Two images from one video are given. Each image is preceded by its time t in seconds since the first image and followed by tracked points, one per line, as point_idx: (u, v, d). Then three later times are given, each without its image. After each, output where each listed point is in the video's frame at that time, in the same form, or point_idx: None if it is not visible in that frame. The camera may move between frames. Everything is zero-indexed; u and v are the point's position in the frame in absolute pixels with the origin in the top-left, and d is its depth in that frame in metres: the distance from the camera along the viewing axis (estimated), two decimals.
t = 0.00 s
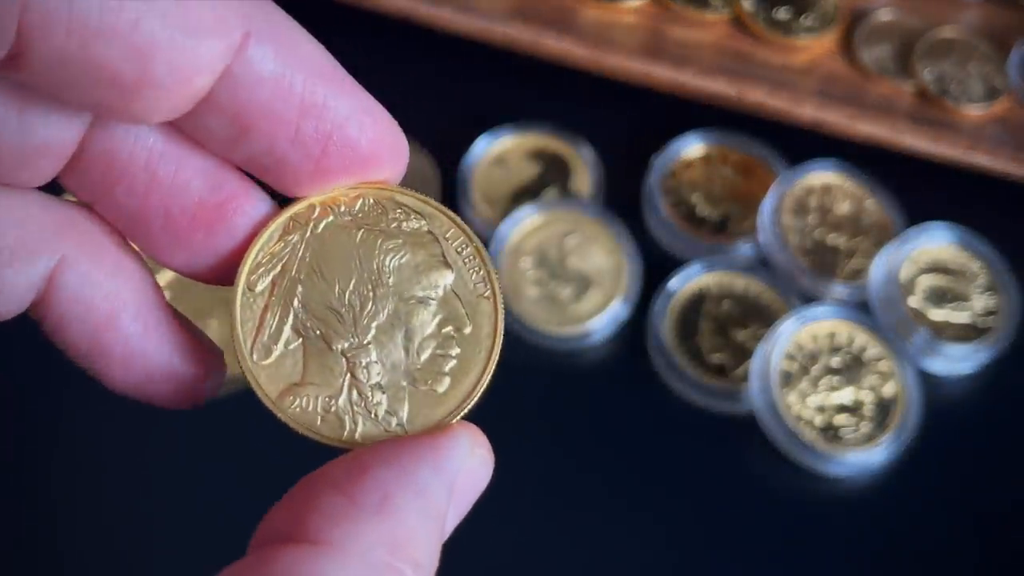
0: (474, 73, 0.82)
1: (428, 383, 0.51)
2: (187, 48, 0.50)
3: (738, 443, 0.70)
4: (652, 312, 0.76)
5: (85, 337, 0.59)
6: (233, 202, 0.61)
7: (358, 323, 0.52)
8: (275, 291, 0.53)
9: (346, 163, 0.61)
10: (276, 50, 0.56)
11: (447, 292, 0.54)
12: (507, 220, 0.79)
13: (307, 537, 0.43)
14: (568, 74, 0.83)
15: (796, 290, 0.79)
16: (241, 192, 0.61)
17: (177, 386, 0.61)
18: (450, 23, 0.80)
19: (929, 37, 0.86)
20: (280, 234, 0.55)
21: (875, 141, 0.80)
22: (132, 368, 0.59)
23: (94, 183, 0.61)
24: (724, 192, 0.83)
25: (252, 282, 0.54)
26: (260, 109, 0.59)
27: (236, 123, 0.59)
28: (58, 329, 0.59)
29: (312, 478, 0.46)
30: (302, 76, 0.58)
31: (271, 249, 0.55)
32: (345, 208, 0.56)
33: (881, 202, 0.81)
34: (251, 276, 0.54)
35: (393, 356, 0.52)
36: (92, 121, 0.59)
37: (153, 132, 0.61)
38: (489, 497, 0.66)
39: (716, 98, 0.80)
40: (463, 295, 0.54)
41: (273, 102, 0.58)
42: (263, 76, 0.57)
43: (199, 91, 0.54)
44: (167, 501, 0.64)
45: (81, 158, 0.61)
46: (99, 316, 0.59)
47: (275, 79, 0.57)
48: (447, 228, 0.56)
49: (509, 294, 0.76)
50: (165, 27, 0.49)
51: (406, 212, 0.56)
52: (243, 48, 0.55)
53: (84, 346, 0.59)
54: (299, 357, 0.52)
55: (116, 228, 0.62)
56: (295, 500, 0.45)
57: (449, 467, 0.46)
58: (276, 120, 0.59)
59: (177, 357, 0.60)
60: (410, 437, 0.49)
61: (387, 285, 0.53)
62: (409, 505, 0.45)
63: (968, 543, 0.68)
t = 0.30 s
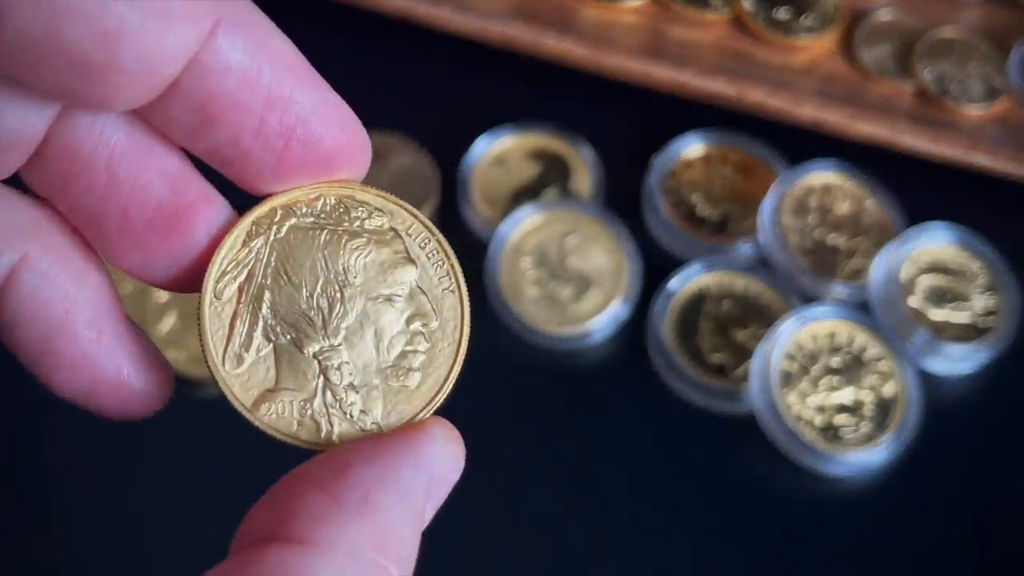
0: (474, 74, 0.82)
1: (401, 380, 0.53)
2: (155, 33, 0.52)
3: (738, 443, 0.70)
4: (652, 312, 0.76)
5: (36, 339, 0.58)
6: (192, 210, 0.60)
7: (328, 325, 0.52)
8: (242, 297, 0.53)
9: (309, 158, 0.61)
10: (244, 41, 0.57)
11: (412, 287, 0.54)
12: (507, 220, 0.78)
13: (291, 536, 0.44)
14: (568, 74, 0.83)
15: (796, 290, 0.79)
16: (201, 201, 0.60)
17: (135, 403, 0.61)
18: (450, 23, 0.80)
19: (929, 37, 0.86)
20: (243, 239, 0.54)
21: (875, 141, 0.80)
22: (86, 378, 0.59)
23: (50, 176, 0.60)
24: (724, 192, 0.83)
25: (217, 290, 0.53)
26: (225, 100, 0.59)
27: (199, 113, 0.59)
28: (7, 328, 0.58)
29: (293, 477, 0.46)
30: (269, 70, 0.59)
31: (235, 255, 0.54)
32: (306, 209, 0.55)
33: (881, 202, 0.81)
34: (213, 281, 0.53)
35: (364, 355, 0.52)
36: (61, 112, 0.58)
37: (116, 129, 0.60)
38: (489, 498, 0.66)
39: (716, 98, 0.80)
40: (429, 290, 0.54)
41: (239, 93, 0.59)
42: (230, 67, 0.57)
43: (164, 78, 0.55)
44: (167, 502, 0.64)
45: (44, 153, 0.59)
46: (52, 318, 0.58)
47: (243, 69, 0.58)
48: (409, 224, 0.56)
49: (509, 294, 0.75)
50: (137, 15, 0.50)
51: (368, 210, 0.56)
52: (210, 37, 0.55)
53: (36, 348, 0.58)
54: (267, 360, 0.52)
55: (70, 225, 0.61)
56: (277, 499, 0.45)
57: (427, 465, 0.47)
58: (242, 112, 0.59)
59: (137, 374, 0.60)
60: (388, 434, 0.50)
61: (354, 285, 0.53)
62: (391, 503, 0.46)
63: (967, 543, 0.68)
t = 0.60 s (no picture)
0: (474, 74, 0.82)
1: (380, 380, 0.53)
2: (156, 32, 0.52)
3: (737, 443, 0.70)
4: (652, 312, 0.76)
5: (23, 328, 0.58)
6: (176, 205, 0.60)
7: (311, 323, 0.52)
8: (227, 290, 0.53)
9: (302, 156, 0.61)
10: (241, 39, 0.57)
11: (397, 289, 0.54)
12: (507, 220, 0.78)
13: (277, 542, 0.44)
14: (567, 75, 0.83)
15: (796, 290, 0.79)
16: (185, 195, 0.60)
17: (122, 394, 0.60)
18: (450, 22, 0.80)
19: (930, 37, 0.86)
20: (231, 232, 0.54)
21: (876, 141, 0.80)
22: (71, 367, 0.59)
23: (35, 166, 0.59)
24: (724, 192, 0.83)
25: (202, 283, 0.53)
26: (220, 95, 0.59)
27: (194, 109, 0.59)
28: None
29: (275, 481, 0.46)
30: (266, 67, 0.59)
31: (223, 248, 0.54)
32: (296, 205, 0.55)
33: (881, 202, 0.81)
34: (200, 273, 0.53)
35: (346, 353, 0.52)
36: (48, 104, 0.58)
37: (105, 122, 0.60)
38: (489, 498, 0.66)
39: (716, 98, 0.80)
40: (413, 292, 0.54)
41: (235, 89, 0.59)
42: (227, 63, 0.57)
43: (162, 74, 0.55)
44: (167, 502, 0.65)
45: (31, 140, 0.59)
46: (40, 306, 0.58)
47: (239, 66, 0.58)
48: (399, 226, 0.56)
49: (509, 294, 0.75)
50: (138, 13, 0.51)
51: (357, 209, 0.55)
52: (208, 33, 0.56)
53: (22, 339, 0.58)
54: (252, 355, 0.52)
55: (52, 215, 0.60)
56: (260, 504, 0.46)
57: (409, 465, 0.48)
58: (238, 108, 0.59)
59: (124, 364, 0.60)
60: (364, 435, 0.50)
61: (340, 285, 0.53)
62: (374, 504, 0.46)
63: (967, 543, 0.68)
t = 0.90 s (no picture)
0: (474, 75, 0.82)
1: (375, 385, 0.53)
2: (157, 34, 0.52)
3: (738, 443, 0.70)
4: (652, 312, 0.76)
5: (20, 326, 0.58)
6: (172, 208, 0.60)
7: (307, 325, 0.52)
8: (225, 290, 0.53)
9: (302, 158, 0.61)
10: (241, 41, 0.57)
11: (394, 293, 0.54)
12: (507, 220, 0.78)
13: (274, 548, 0.44)
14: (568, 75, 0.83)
15: (796, 290, 0.79)
16: (182, 199, 0.60)
17: (118, 395, 0.61)
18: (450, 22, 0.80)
19: (930, 37, 0.86)
20: (230, 233, 0.54)
21: (876, 141, 0.80)
22: (69, 365, 0.59)
23: (33, 165, 0.59)
24: (724, 192, 0.83)
25: (201, 284, 0.53)
26: (221, 97, 0.59)
27: (194, 111, 0.59)
28: None
29: (272, 486, 0.47)
30: (268, 69, 0.59)
31: (221, 249, 0.54)
32: (295, 207, 0.55)
33: (881, 201, 0.81)
34: (197, 272, 0.54)
35: (341, 357, 0.52)
36: (48, 103, 0.57)
37: (103, 123, 0.59)
38: (490, 498, 0.66)
39: (716, 99, 0.80)
40: (409, 296, 0.54)
41: (236, 92, 0.59)
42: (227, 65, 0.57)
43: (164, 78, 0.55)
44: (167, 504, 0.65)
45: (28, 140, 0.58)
46: (35, 307, 0.58)
47: (240, 68, 0.58)
48: (397, 229, 0.55)
49: (510, 294, 0.75)
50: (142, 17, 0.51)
51: (356, 213, 0.55)
52: (210, 36, 0.56)
53: (19, 338, 0.59)
54: (247, 356, 0.52)
55: (51, 216, 0.61)
56: (257, 507, 0.46)
57: (404, 468, 0.48)
58: (239, 111, 0.59)
59: (120, 365, 0.61)
60: (359, 438, 0.50)
61: (337, 288, 0.53)
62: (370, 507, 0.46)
63: (967, 543, 0.68)
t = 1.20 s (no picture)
0: (473, 74, 0.82)
1: (368, 395, 0.53)
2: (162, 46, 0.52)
3: (737, 443, 0.70)
4: (652, 312, 0.76)
5: (22, 333, 0.59)
6: (174, 214, 0.59)
7: (305, 332, 0.52)
8: (225, 294, 0.53)
9: (308, 168, 0.61)
10: (249, 52, 0.57)
11: (391, 303, 0.54)
12: (507, 220, 0.78)
13: (274, 559, 0.44)
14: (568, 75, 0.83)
15: (796, 290, 0.79)
16: (185, 204, 0.60)
17: (119, 400, 0.61)
18: (450, 22, 0.80)
19: (930, 37, 0.86)
20: (232, 238, 0.54)
21: (876, 141, 0.80)
22: (70, 369, 0.59)
23: (37, 172, 0.59)
24: (724, 192, 0.83)
25: (202, 286, 0.53)
26: (229, 107, 0.59)
27: (202, 120, 0.59)
28: None
29: (269, 500, 0.47)
30: (276, 80, 0.59)
31: (223, 253, 0.54)
32: (298, 215, 0.55)
33: (880, 201, 0.81)
34: (198, 275, 0.54)
35: (336, 365, 0.52)
36: (53, 111, 0.57)
37: (108, 129, 0.59)
38: (489, 498, 0.66)
39: (716, 99, 0.80)
40: (406, 308, 0.54)
41: (243, 101, 0.59)
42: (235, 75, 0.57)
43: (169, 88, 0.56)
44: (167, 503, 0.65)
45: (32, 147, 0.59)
46: (38, 313, 0.59)
47: (248, 78, 0.58)
48: (397, 240, 0.55)
49: (509, 294, 0.75)
50: (149, 29, 0.51)
51: (357, 223, 0.55)
52: (219, 46, 0.56)
53: (23, 345, 0.59)
54: (244, 359, 0.52)
55: (53, 223, 0.61)
56: (254, 521, 0.46)
57: (398, 475, 0.49)
58: (245, 121, 0.59)
59: (121, 370, 0.61)
60: (350, 448, 0.50)
61: (335, 296, 0.53)
62: (368, 514, 0.47)
63: (967, 543, 0.68)
